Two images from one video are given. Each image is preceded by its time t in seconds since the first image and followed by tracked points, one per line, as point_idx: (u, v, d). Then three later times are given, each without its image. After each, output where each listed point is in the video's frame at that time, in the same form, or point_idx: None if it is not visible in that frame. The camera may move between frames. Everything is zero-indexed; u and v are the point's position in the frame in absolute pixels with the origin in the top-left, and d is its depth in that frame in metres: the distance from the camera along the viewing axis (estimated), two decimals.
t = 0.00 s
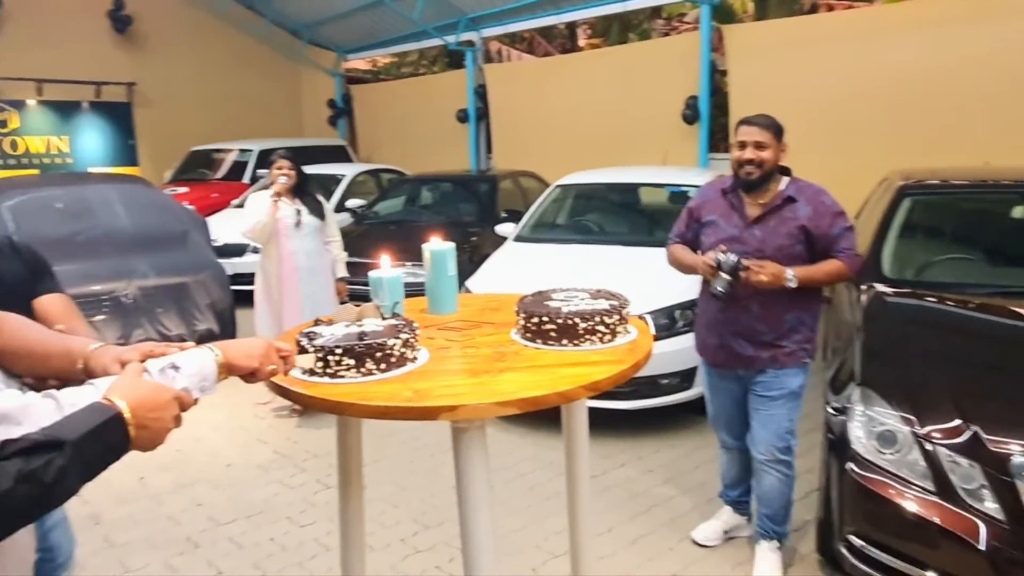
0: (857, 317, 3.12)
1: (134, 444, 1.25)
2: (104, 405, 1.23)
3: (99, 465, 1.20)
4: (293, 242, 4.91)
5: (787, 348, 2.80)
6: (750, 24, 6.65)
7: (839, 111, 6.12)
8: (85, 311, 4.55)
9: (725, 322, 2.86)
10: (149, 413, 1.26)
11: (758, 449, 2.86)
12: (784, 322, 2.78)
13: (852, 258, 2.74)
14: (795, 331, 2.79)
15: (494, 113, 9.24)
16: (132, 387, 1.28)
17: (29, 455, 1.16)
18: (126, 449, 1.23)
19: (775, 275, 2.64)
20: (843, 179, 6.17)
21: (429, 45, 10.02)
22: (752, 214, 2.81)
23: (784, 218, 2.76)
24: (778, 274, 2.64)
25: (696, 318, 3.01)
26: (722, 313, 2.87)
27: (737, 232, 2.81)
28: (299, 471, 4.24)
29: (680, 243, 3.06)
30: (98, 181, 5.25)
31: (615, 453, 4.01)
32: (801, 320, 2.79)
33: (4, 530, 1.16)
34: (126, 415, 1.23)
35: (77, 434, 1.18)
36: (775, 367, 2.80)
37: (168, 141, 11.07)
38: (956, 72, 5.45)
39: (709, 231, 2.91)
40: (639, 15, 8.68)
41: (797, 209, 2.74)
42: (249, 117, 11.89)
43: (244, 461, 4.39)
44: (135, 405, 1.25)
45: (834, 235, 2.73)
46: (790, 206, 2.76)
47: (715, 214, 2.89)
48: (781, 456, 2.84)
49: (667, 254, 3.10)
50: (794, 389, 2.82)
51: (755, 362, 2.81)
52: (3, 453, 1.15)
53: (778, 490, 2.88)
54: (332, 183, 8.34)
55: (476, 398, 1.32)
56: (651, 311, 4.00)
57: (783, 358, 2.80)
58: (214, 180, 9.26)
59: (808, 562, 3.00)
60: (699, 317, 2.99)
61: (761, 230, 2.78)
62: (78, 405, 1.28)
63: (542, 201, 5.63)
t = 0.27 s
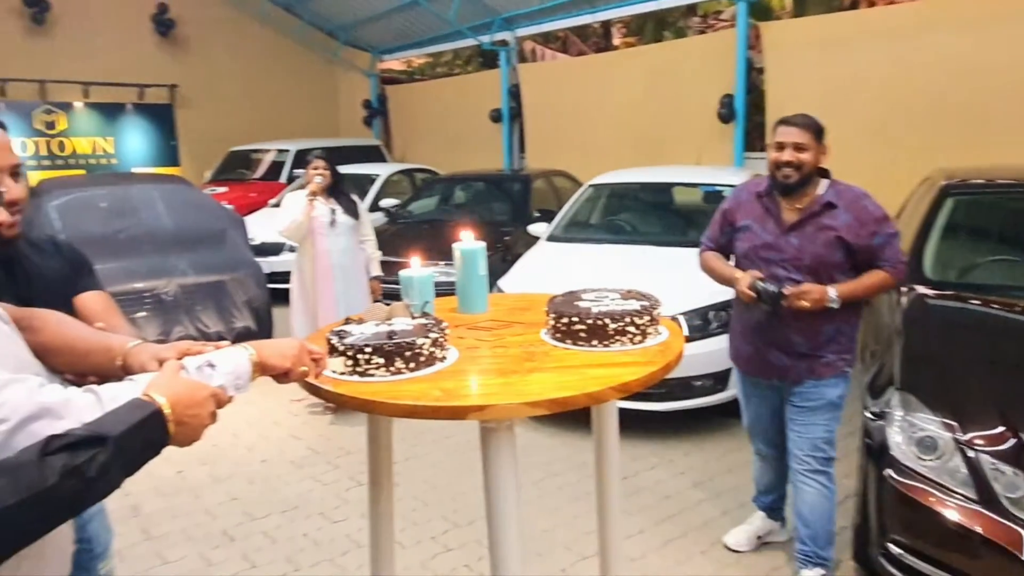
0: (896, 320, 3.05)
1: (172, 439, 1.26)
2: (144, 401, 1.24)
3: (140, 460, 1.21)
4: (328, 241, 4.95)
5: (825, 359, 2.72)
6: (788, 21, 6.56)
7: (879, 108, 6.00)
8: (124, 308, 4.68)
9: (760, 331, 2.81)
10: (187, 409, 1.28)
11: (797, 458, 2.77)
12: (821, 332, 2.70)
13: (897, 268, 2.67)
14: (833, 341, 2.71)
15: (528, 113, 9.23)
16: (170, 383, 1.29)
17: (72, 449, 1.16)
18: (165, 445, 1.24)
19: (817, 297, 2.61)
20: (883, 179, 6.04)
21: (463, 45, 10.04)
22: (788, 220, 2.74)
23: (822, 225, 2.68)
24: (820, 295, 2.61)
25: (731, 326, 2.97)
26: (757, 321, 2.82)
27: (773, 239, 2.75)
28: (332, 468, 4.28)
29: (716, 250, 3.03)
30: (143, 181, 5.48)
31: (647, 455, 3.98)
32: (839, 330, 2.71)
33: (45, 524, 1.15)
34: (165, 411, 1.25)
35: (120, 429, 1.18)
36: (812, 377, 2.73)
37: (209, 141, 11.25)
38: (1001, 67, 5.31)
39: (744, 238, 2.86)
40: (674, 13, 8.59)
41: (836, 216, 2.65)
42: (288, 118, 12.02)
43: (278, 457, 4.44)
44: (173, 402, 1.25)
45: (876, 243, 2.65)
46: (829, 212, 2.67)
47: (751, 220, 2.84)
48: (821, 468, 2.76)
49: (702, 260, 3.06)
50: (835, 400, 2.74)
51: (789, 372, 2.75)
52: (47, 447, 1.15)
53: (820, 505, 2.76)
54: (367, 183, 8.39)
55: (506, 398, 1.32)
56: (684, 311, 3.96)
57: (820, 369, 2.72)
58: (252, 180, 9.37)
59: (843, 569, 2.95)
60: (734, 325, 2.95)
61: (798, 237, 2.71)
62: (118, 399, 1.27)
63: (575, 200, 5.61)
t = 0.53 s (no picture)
0: (936, 322, 2.98)
1: (209, 436, 1.25)
2: (182, 399, 1.24)
3: (179, 456, 1.21)
4: (361, 239, 4.98)
5: (863, 376, 2.58)
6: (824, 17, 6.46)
7: (919, 105, 5.88)
8: (163, 304, 4.76)
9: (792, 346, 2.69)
10: (222, 406, 1.27)
11: (839, 479, 2.63)
12: (861, 348, 2.56)
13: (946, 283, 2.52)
14: (872, 357, 2.57)
15: (560, 112, 9.21)
16: (206, 381, 1.29)
17: (113, 446, 1.15)
18: (203, 440, 1.24)
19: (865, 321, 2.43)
20: (923, 177, 5.92)
21: (496, 45, 10.04)
22: (832, 229, 2.57)
23: (868, 236, 2.52)
24: (868, 319, 2.43)
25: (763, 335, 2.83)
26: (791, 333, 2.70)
27: (814, 248, 2.59)
28: (363, 465, 4.30)
29: (749, 254, 2.86)
30: (182, 181, 5.57)
31: (678, 456, 3.94)
32: (878, 346, 2.57)
33: (87, 519, 1.15)
34: (202, 408, 1.24)
35: (158, 426, 1.18)
36: (850, 396, 2.60)
37: (245, 142, 11.39)
38: None
39: (782, 246, 2.69)
40: (708, 11, 8.50)
41: (884, 227, 2.49)
42: (322, 118, 12.11)
43: (310, 453, 4.47)
44: (209, 398, 1.26)
45: (925, 258, 2.47)
46: (876, 223, 2.51)
47: (790, 226, 2.67)
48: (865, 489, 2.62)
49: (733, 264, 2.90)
50: (875, 418, 2.61)
51: (825, 388, 2.62)
52: (90, 443, 1.15)
53: (867, 526, 2.61)
54: (400, 182, 8.43)
55: (534, 398, 1.31)
56: (716, 312, 3.91)
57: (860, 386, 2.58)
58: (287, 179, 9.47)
59: None
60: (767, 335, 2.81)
61: (842, 248, 2.55)
62: (156, 395, 1.27)
63: (606, 199, 5.57)
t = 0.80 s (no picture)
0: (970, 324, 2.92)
1: (236, 429, 1.25)
2: (210, 392, 1.24)
3: (208, 449, 1.20)
4: (388, 237, 4.99)
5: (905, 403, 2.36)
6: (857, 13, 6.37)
7: (953, 103, 5.77)
8: (193, 301, 4.81)
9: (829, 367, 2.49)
10: (249, 400, 1.27)
11: (877, 504, 2.41)
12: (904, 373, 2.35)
13: (1004, 307, 2.30)
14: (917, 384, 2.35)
15: (587, 111, 9.17)
16: (234, 375, 1.29)
17: (145, 440, 1.14)
18: (232, 434, 1.23)
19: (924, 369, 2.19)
20: (956, 176, 5.81)
21: (523, 43, 10.03)
22: (880, 243, 2.35)
23: (919, 252, 2.29)
24: (925, 366, 2.19)
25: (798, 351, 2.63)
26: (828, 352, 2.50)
27: (859, 262, 2.37)
28: (388, 461, 4.32)
29: (787, 264, 2.65)
30: (213, 179, 5.63)
31: (703, 457, 3.91)
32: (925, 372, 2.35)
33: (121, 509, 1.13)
34: (230, 402, 1.24)
35: (189, 419, 1.18)
36: (890, 421, 2.37)
37: (274, 140, 11.49)
38: None
39: (823, 257, 2.48)
40: (738, 7, 8.41)
41: (938, 243, 2.26)
42: (350, 117, 12.17)
43: (336, 449, 4.50)
44: (237, 391, 1.26)
45: (980, 280, 2.24)
46: (930, 238, 2.28)
47: (834, 236, 2.45)
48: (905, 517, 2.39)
49: (768, 274, 2.69)
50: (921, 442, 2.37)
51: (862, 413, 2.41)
52: (123, 437, 1.13)
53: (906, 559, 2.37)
54: (426, 180, 8.45)
55: (558, 396, 1.30)
56: (744, 311, 3.88)
57: (904, 413, 2.35)
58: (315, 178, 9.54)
59: None
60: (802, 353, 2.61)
61: (890, 264, 2.32)
62: (185, 389, 1.27)
63: (633, 197, 5.54)
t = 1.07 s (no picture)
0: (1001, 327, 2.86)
1: (260, 420, 1.24)
2: (235, 382, 1.23)
3: (234, 438, 1.19)
4: (411, 234, 5.01)
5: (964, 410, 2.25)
6: (886, 10, 6.29)
7: (985, 100, 5.67)
8: (220, 297, 4.87)
9: (882, 375, 2.35)
10: (273, 392, 1.26)
11: (924, 523, 2.27)
12: (963, 379, 2.24)
13: None
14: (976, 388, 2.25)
15: (611, 109, 9.14)
16: (258, 367, 1.29)
17: (172, 428, 1.12)
18: (257, 425, 1.22)
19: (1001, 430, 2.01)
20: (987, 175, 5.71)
21: (546, 42, 10.02)
22: (936, 242, 2.21)
23: (981, 252, 2.16)
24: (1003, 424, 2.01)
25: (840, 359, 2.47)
26: (880, 360, 2.36)
27: (915, 264, 2.23)
28: (410, 458, 4.33)
29: (826, 266, 2.47)
30: (239, 177, 5.68)
31: (727, 458, 3.88)
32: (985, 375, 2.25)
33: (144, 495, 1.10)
34: (254, 392, 1.23)
35: (215, 407, 1.16)
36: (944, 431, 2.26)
37: (300, 139, 11.57)
38: None
39: (872, 258, 2.32)
40: (764, 4, 8.32)
41: (1002, 242, 2.14)
42: (375, 115, 12.23)
43: (360, 445, 4.53)
44: (261, 383, 1.26)
45: None
46: (993, 237, 2.15)
47: (884, 235, 2.30)
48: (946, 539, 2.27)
49: (806, 277, 2.50)
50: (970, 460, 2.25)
51: (920, 424, 2.29)
52: (150, 426, 1.10)
53: None
54: (450, 178, 8.48)
55: (580, 394, 1.29)
56: (769, 311, 3.84)
57: (964, 421, 2.25)
58: (340, 176, 9.60)
59: None
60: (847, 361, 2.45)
61: (949, 265, 2.19)
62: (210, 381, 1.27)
63: (656, 196, 5.51)
